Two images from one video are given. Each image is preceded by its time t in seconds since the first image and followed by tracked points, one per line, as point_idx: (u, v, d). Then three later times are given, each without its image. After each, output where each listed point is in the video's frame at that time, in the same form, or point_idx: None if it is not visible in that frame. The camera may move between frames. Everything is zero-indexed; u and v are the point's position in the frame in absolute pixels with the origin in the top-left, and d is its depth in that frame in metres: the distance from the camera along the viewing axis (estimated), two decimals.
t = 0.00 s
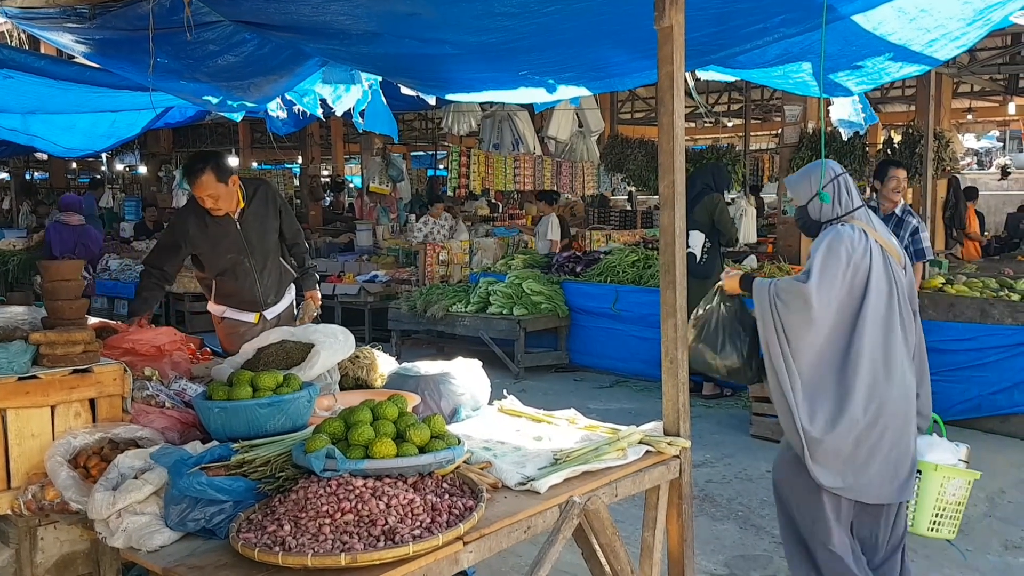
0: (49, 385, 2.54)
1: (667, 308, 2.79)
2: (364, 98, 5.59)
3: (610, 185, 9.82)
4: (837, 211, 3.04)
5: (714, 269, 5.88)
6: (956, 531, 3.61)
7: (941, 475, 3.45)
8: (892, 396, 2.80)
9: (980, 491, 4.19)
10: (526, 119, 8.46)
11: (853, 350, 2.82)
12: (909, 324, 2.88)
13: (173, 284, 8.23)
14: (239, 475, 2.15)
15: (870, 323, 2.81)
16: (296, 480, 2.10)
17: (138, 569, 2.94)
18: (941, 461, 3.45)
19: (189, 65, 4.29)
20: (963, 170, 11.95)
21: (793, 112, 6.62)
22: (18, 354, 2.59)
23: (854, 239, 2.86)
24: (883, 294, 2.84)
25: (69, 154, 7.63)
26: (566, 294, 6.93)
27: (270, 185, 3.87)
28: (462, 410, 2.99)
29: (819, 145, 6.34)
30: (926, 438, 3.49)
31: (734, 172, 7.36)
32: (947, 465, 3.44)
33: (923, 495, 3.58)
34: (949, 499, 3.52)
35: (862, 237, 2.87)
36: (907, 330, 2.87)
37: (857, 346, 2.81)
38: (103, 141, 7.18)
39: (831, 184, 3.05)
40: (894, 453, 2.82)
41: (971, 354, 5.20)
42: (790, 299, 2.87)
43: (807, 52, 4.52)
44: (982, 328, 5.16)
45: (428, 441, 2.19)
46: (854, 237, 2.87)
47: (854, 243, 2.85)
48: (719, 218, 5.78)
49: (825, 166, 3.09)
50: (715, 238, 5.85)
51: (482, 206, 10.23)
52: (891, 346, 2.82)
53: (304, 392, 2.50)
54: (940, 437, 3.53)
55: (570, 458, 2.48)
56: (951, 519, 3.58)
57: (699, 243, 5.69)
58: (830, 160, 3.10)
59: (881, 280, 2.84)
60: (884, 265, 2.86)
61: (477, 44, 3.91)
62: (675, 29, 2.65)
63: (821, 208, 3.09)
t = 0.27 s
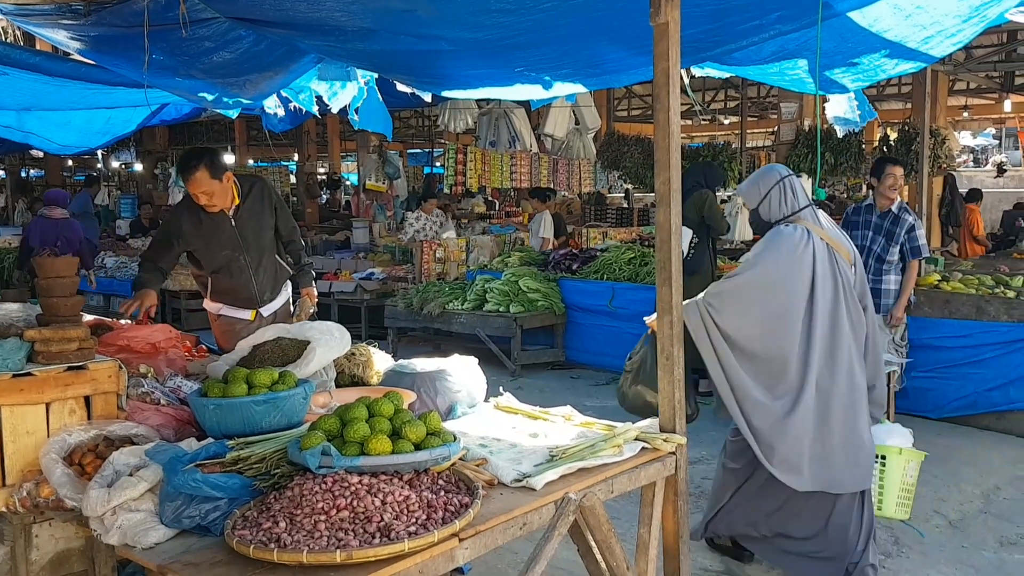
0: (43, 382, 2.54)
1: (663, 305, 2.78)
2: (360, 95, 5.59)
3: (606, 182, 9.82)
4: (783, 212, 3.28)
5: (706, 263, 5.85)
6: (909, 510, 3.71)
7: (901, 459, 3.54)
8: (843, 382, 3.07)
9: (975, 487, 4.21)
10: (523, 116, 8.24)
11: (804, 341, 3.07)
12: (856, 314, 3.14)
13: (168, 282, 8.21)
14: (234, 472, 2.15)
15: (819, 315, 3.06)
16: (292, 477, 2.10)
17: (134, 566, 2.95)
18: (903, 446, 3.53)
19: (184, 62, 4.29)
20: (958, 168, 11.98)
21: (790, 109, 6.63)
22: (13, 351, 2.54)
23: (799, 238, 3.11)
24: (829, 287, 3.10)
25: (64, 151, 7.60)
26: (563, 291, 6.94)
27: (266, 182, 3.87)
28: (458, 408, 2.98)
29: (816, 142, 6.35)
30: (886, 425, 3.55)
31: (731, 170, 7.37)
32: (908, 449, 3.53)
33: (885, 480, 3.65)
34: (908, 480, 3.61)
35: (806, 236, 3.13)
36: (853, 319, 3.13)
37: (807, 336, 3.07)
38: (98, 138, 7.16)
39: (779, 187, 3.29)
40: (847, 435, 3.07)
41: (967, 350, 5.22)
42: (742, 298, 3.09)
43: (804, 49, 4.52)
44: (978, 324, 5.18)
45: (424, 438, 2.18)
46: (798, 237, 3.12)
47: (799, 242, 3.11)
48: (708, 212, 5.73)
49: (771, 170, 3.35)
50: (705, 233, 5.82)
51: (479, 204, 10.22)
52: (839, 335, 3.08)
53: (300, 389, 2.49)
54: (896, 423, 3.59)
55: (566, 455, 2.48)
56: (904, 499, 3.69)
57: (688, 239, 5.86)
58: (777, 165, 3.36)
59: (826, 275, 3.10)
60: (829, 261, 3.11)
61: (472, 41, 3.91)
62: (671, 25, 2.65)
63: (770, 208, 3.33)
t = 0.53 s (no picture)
0: (39, 378, 2.53)
1: (660, 301, 2.78)
2: (356, 91, 5.58)
3: (603, 180, 9.82)
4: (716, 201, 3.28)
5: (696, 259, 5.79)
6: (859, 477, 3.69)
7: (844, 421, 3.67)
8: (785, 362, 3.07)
9: (971, 484, 4.22)
10: (518, 112, 8.40)
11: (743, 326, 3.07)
12: (794, 294, 3.12)
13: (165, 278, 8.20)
14: (230, 468, 2.15)
15: (755, 298, 3.06)
16: (288, 473, 2.10)
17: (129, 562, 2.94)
18: (844, 410, 3.69)
19: (180, 58, 4.28)
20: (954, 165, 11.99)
21: (786, 106, 6.64)
22: (9, 347, 2.54)
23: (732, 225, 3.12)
24: (764, 269, 3.09)
25: (60, 147, 7.57)
26: (559, 288, 6.94)
27: (258, 179, 3.86)
28: (455, 405, 3.00)
29: (812, 139, 6.35)
30: (828, 391, 3.74)
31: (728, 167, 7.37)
32: (850, 413, 3.68)
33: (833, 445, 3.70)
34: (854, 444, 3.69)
35: (739, 222, 3.13)
36: (791, 300, 3.12)
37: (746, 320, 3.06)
38: (94, 134, 7.14)
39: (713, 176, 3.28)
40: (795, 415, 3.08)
41: (962, 347, 5.23)
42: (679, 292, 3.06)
43: (800, 45, 4.53)
44: (974, 321, 5.19)
45: (420, 434, 2.18)
46: (730, 223, 3.13)
47: (732, 229, 3.11)
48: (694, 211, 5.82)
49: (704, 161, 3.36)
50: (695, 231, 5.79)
51: (475, 201, 10.22)
52: (777, 317, 3.08)
53: (296, 385, 2.49)
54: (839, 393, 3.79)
55: (563, 451, 2.48)
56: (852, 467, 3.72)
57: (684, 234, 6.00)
58: (710, 156, 3.37)
59: (759, 257, 3.09)
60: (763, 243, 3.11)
61: (468, 37, 3.91)
62: (668, 21, 2.65)
63: (704, 199, 3.31)
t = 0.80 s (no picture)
0: (34, 376, 2.52)
1: (656, 299, 2.78)
2: (352, 88, 5.57)
3: (600, 177, 9.82)
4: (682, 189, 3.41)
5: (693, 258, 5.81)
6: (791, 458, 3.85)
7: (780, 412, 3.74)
8: (750, 342, 3.24)
9: (967, 481, 4.23)
10: (515, 109, 8.51)
11: (708, 310, 3.25)
12: (756, 277, 3.30)
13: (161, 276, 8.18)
14: (226, 465, 2.14)
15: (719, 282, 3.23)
16: (284, 470, 2.10)
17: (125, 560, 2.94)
18: (783, 399, 3.73)
19: (176, 55, 4.27)
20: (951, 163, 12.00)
21: (783, 104, 6.64)
22: (4, 344, 2.57)
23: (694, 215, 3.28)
24: (726, 255, 3.26)
25: (56, 144, 7.55)
26: (556, 286, 6.94)
27: (255, 175, 3.85)
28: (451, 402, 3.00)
29: (808, 137, 6.35)
30: (775, 378, 3.75)
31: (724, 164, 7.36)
32: (788, 403, 3.73)
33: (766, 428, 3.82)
34: (786, 431, 3.79)
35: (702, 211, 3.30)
36: (753, 282, 3.30)
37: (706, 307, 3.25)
38: (90, 132, 7.11)
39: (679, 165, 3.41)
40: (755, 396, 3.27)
41: (958, 345, 5.24)
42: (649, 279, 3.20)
43: (796, 43, 4.53)
44: (969, 319, 5.20)
45: (416, 431, 2.18)
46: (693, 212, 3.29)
47: (695, 218, 3.27)
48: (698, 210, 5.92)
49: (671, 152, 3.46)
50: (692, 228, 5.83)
51: (472, 199, 10.21)
52: (743, 300, 3.25)
53: (292, 382, 2.49)
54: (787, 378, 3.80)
55: (559, 448, 2.48)
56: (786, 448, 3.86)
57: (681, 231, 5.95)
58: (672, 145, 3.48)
59: (722, 244, 3.26)
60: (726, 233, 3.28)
61: (465, 34, 3.90)
62: (663, 19, 2.65)
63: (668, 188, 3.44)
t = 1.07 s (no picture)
0: (31, 373, 2.52)
1: (654, 296, 2.78)
2: (350, 85, 5.57)
3: (598, 175, 9.82)
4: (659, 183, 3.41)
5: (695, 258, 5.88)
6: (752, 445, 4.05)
7: (741, 400, 3.91)
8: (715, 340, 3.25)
9: (964, 478, 4.24)
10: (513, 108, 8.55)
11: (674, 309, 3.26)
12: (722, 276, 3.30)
13: (159, 274, 8.17)
14: (223, 462, 2.14)
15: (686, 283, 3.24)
16: (282, 467, 2.09)
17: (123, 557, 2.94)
18: (743, 388, 3.91)
19: (174, 52, 4.26)
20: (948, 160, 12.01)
21: (781, 101, 6.64)
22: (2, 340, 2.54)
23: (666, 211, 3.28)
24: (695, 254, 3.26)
25: (53, 142, 7.54)
26: (554, 283, 6.95)
27: (255, 174, 3.85)
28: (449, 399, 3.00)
29: (806, 134, 6.35)
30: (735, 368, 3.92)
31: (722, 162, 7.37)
32: (748, 392, 3.91)
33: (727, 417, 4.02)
34: (747, 419, 3.97)
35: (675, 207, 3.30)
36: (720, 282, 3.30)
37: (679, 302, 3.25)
38: (87, 129, 7.10)
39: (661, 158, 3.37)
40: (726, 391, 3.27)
41: (956, 342, 5.25)
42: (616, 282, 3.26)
43: (794, 39, 4.53)
44: (967, 316, 5.20)
45: (414, 429, 2.18)
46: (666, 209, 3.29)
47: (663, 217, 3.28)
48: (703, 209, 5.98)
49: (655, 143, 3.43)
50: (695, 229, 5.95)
51: (470, 197, 10.21)
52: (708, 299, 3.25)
53: (290, 379, 2.48)
54: (747, 367, 3.99)
55: (557, 445, 2.48)
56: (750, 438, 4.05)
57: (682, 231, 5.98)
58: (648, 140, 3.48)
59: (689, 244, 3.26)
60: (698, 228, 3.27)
61: (463, 31, 3.90)
62: (662, 15, 2.64)
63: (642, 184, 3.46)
